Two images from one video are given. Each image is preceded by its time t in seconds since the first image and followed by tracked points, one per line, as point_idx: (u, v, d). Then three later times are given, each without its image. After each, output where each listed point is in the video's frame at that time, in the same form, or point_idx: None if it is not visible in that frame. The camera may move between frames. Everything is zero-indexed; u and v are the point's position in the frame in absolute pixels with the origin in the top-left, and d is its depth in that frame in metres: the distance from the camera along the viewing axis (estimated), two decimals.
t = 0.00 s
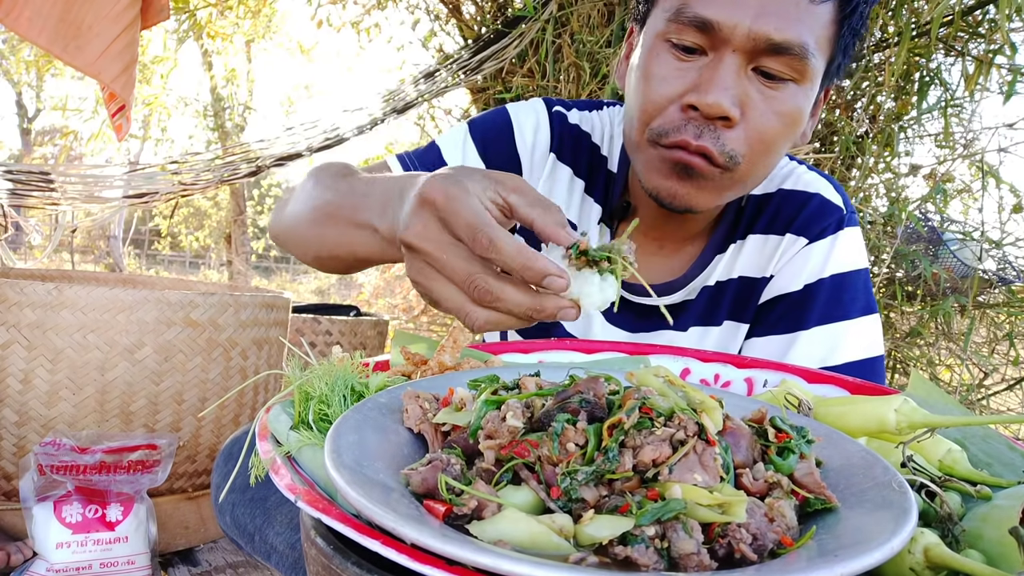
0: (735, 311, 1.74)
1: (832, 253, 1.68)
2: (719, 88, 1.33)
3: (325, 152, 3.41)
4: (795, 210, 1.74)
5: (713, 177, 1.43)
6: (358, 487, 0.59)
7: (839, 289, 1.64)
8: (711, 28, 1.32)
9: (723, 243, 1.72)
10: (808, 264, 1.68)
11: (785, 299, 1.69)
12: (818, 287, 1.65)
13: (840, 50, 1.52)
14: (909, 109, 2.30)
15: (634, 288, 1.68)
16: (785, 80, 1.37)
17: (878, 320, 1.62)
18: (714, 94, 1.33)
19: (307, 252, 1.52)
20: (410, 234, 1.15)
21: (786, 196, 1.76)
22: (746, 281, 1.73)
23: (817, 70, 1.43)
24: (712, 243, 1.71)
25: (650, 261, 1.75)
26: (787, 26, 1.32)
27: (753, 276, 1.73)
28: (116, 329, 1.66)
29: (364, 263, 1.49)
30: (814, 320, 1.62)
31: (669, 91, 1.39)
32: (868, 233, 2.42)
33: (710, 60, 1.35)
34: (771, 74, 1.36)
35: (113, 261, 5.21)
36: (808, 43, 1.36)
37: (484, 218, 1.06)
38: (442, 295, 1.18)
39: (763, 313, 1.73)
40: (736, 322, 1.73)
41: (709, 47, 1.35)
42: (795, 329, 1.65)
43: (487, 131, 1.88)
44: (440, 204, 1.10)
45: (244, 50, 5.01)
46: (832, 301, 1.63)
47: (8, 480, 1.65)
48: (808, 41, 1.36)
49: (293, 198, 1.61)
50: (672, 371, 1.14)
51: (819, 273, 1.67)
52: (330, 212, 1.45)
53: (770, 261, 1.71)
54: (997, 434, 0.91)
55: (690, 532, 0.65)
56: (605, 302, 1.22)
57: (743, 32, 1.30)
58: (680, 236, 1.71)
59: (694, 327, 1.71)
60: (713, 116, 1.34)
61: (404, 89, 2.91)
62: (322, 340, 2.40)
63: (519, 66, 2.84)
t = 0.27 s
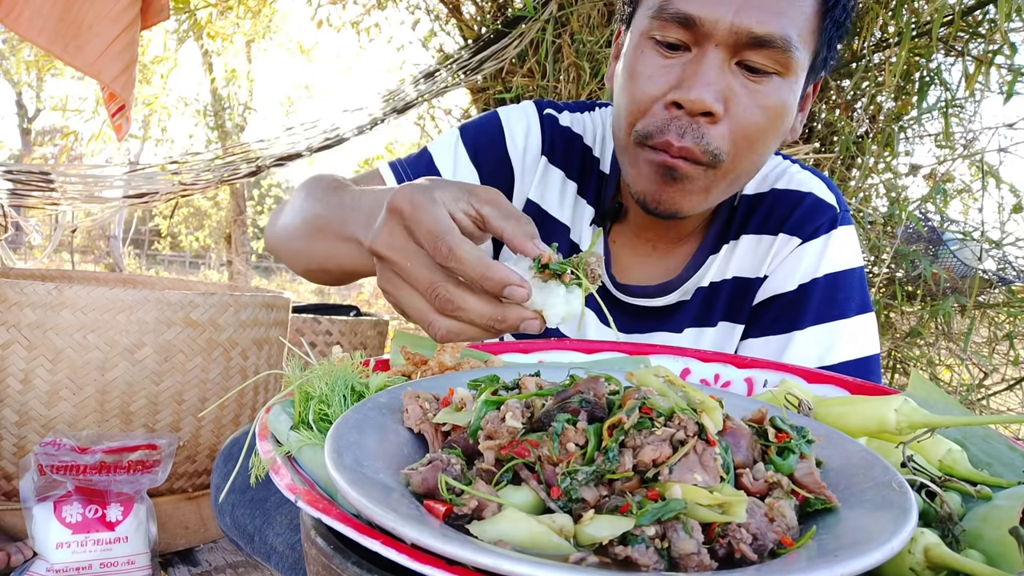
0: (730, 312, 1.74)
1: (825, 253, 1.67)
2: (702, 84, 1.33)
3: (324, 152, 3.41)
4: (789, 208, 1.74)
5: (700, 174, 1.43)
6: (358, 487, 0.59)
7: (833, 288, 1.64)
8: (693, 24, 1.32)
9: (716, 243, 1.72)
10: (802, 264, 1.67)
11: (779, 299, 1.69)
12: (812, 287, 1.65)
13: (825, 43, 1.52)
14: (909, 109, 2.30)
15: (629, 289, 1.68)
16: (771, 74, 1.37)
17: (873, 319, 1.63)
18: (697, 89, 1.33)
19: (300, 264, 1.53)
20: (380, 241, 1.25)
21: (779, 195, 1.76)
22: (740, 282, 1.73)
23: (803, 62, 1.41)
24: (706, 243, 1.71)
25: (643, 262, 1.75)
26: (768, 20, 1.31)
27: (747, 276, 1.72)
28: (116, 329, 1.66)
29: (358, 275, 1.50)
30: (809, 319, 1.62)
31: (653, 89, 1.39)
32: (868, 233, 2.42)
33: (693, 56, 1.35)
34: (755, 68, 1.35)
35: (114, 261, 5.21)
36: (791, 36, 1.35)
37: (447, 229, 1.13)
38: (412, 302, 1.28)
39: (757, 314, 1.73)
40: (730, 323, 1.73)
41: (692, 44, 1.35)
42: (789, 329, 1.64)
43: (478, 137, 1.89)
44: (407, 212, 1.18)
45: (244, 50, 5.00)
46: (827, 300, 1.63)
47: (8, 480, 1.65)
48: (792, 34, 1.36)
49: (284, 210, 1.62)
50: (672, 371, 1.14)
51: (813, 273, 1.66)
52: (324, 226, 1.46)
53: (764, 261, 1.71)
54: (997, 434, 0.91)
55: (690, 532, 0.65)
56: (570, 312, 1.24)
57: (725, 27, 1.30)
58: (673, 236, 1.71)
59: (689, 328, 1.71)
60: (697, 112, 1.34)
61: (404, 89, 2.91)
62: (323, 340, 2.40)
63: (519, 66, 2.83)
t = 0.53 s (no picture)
0: (729, 312, 1.74)
1: (824, 252, 1.67)
2: (701, 83, 1.33)
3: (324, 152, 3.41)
4: (787, 208, 1.74)
5: (699, 174, 1.43)
6: (358, 487, 0.59)
7: (832, 288, 1.64)
8: (691, 24, 1.32)
9: (715, 244, 1.72)
10: (800, 264, 1.67)
11: (778, 298, 1.69)
12: (812, 287, 1.65)
13: (822, 43, 1.52)
14: (909, 109, 2.30)
15: (627, 288, 1.69)
16: (769, 74, 1.37)
17: (872, 318, 1.63)
18: (696, 89, 1.33)
19: (299, 261, 1.52)
20: (373, 225, 1.22)
21: (777, 195, 1.76)
22: (739, 281, 1.72)
23: (801, 61, 1.41)
24: (704, 243, 1.71)
25: (642, 261, 1.75)
26: (766, 20, 1.31)
27: (746, 276, 1.72)
28: (116, 329, 1.66)
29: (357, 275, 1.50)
30: (808, 319, 1.62)
31: (652, 89, 1.39)
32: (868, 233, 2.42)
33: (691, 56, 1.35)
34: (753, 68, 1.35)
35: (114, 261, 5.21)
36: (789, 36, 1.35)
37: (443, 216, 1.14)
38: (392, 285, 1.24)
39: (756, 314, 1.73)
40: (729, 322, 1.73)
41: (689, 44, 1.35)
42: (788, 329, 1.64)
43: (477, 136, 1.89)
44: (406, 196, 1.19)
45: (245, 50, 5.00)
46: (826, 300, 1.63)
47: (8, 480, 1.65)
48: (789, 35, 1.36)
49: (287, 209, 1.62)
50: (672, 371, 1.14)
51: (812, 272, 1.66)
52: (328, 223, 1.47)
53: (763, 261, 1.71)
54: (997, 434, 0.91)
55: (690, 532, 0.65)
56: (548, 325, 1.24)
57: (722, 28, 1.30)
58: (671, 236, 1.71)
59: (688, 328, 1.71)
60: (696, 112, 1.34)
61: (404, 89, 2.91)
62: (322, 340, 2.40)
63: (519, 66, 2.83)
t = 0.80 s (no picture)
0: (729, 313, 1.73)
1: (824, 253, 1.67)
2: (700, 89, 1.33)
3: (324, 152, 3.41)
4: (787, 209, 1.74)
5: (699, 180, 1.43)
6: (358, 487, 0.59)
7: (833, 288, 1.65)
8: (689, 29, 1.32)
9: (714, 247, 1.71)
10: (801, 265, 1.68)
11: (779, 300, 1.70)
12: (812, 287, 1.65)
13: (822, 48, 1.51)
14: (909, 109, 2.30)
15: (627, 292, 1.68)
16: (767, 79, 1.37)
17: (873, 318, 1.63)
18: (695, 95, 1.33)
19: (307, 269, 1.52)
20: (374, 263, 1.19)
21: (777, 195, 1.76)
22: (739, 283, 1.72)
23: (799, 65, 1.42)
24: (704, 246, 1.70)
25: (642, 263, 1.74)
26: (764, 25, 1.31)
27: (746, 278, 1.72)
28: (116, 329, 1.66)
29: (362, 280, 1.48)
30: (809, 321, 1.63)
31: (651, 95, 1.39)
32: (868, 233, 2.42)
33: (689, 61, 1.35)
34: (752, 74, 1.35)
35: (114, 261, 5.22)
36: (788, 41, 1.35)
37: (433, 245, 1.07)
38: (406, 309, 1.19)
39: (757, 314, 1.73)
40: (729, 324, 1.73)
41: (687, 49, 1.35)
42: (789, 330, 1.65)
43: (475, 141, 1.89)
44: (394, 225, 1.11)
45: (245, 50, 5.00)
46: (826, 300, 1.64)
47: (8, 480, 1.65)
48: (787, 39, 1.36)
49: (286, 215, 1.61)
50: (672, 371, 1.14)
51: (812, 273, 1.67)
52: (322, 233, 1.44)
53: (763, 262, 1.71)
54: (998, 434, 0.91)
55: (690, 532, 0.65)
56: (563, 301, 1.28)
57: (721, 32, 1.29)
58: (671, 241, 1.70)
59: (688, 330, 1.71)
60: (695, 118, 1.34)
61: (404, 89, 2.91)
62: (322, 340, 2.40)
63: (519, 66, 2.83)
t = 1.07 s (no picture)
0: (728, 315, 1.73)
1: (821, 252, 1.67)
2: (688, 89, 1.31)
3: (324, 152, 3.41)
4: (783, 210, 1.74)
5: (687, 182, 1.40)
6: (358, 487, 0.59)
7: (830, 288, 1.64)
8: (680, 30, 1.32)
9: (712, 248, 1.71)
10: (799, 265, 1.67)
11: (777, 299, 1.69)
12: (810, 286, 1.65)
13: (814, 50, 1.51)
14: (909, 108, 2.30)
15: (622, 296, 1.69)
16: (757, 82, 1.36)
17: (873, 315, 1.63)
18: (684, 95, 1.31)
19: (320, 266, 1.49)
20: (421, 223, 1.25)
21: (773, 195, 1.77)
22: (737, 283, 1.73)
23: (790, 71, 1.41)
24: (701, 246, 1.70)
25: (635, 268, 1.73)
26: (755, 26, 1.31)
27: (744, 279, 1.73)
28: (116, 329, 1.66)
29: (380, 269, 1.45)
30: (807, 320, 1.62)
31: (639, 95, 1.37)
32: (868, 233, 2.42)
33: (679, 62, 1.34)
34: (742, 76, 1.34)
35: (114, 260, 5.22)
36: (779, 44, 1.35)
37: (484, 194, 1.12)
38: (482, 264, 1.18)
39: (756, 314, 1.72)
40: (728, 325, 1.73)
41: (677, 50, 1.34)
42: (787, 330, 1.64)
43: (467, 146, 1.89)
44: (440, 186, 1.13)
45: (245, 50, 5.00)
46: (824, 300, 1.63)
47: (8, 480, 1.65)
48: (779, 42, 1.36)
49: (291, 217, 1.58)
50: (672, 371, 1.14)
51: (809, 272, 1.66)
52: (336, 224, 1.43)
53: (761, 262, 1.71)
54: (998, 434, 0.91)
55: (690, 532, 0.65)
56: (631, 225, 1.19)
57: (711, 32, 1.29)
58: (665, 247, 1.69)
59: (684, 333, 1.71)
60: (683, 118, 1.32)
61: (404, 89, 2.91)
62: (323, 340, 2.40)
63: (519, 66, 2.83)
